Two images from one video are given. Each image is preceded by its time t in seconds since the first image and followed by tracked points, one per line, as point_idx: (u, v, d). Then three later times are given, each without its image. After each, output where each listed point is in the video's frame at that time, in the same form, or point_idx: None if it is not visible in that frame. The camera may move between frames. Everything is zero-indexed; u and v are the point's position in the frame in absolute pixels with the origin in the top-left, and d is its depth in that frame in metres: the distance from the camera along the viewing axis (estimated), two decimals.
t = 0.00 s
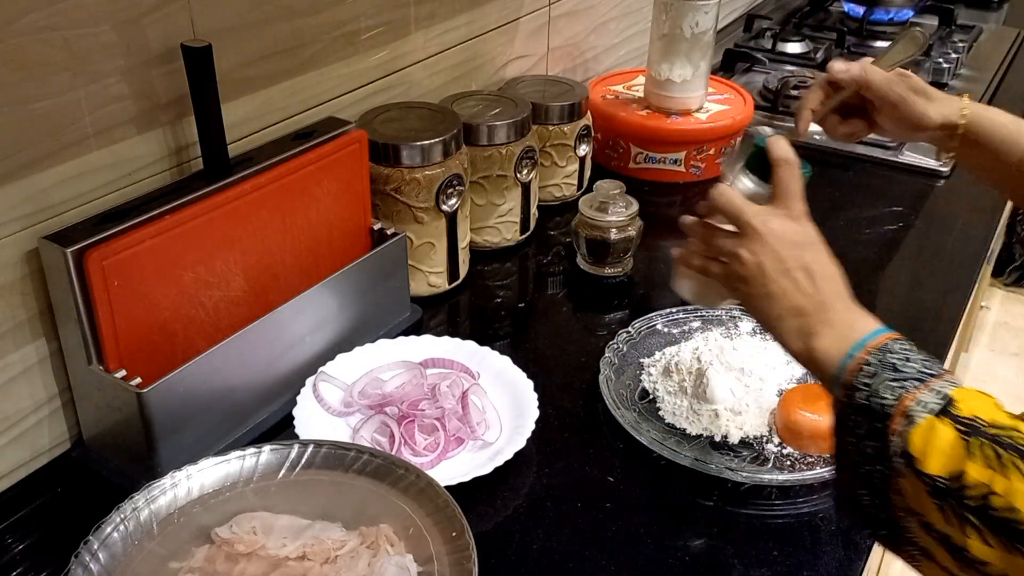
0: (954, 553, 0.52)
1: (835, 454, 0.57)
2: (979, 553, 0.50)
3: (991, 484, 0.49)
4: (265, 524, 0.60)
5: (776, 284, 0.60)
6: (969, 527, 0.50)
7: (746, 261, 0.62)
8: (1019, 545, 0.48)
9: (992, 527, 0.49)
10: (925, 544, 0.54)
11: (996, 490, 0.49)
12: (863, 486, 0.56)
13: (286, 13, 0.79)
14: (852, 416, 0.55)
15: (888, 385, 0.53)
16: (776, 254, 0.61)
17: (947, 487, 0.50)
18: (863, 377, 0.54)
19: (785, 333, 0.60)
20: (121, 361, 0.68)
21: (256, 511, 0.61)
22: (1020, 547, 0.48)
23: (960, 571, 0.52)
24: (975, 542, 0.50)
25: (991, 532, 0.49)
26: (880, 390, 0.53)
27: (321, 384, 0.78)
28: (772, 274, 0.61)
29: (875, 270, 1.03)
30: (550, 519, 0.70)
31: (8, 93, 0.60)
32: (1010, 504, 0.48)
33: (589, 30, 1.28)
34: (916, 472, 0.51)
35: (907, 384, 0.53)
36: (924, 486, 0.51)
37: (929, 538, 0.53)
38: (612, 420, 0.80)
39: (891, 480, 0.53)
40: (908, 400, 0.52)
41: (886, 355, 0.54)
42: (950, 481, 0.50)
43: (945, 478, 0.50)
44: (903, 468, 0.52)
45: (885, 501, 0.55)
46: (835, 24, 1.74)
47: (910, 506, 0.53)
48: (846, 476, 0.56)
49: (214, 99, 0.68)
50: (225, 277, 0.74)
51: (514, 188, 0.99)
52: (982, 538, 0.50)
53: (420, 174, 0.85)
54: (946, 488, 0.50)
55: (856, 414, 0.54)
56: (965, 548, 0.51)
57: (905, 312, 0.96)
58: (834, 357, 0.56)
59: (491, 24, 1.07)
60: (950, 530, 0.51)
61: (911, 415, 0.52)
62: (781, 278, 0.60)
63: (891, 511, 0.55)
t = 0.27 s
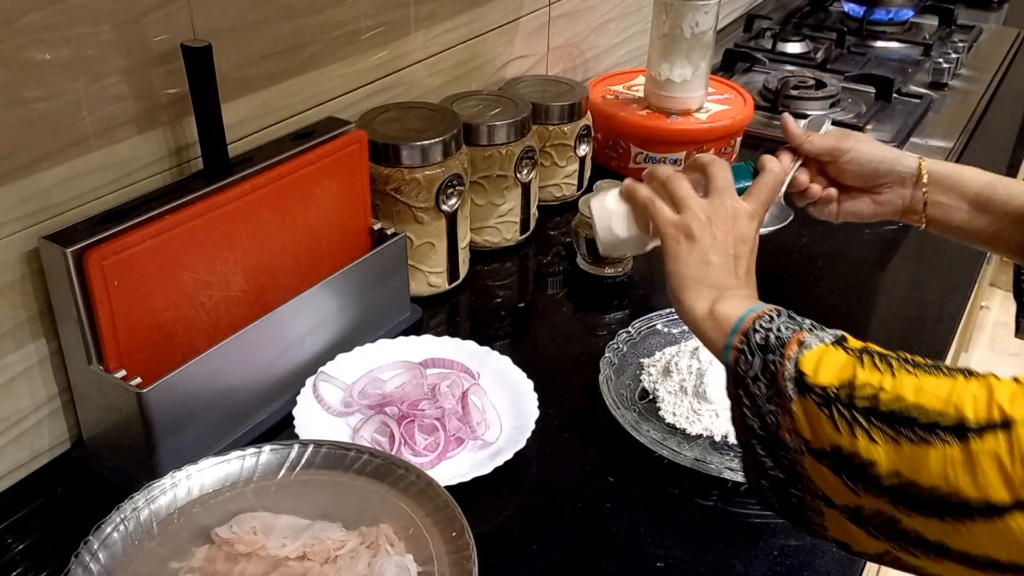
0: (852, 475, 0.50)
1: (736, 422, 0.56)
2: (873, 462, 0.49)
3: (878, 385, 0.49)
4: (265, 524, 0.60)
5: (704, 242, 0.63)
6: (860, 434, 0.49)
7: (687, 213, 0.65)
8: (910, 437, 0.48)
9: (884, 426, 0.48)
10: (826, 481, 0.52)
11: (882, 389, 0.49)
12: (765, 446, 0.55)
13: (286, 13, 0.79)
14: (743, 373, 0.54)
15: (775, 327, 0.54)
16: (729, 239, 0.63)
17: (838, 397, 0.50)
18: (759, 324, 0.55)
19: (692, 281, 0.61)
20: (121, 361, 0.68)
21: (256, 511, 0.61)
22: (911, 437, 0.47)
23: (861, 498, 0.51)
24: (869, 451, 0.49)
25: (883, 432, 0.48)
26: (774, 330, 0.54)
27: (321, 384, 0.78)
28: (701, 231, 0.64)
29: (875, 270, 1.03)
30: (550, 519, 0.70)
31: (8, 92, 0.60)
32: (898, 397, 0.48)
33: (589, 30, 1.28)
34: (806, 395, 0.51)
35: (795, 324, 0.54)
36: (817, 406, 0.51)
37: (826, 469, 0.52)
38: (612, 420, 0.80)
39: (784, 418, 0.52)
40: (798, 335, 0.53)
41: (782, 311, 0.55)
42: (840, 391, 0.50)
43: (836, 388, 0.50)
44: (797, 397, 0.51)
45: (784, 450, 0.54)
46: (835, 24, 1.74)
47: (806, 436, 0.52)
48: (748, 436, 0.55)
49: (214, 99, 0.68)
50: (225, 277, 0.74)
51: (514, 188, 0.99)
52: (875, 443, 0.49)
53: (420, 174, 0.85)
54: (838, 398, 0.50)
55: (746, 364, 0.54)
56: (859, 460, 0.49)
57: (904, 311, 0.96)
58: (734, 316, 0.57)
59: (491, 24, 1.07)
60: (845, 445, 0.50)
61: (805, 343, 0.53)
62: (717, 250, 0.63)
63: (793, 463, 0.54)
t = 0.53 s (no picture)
0: (806, 380, 0.50)
1: (694, 358, 0.57)
2: (830, 355, 0.49)
3: (842, 289, 0.50)
4: (265, 524, 0.60)
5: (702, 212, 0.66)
6: (820, 330, 0.49)
7: (695, 178, 0.68)
8: (868, 325, 0.48)
9: (844, 319, 0.49)
10: (779, 396, 0.52)
11: (846, 291, 0.50)
12: (720, 378, 0.56)
13: (286, 13, 0.79)
14: (704, 301, 0.55)
15: (741, 260, 0.55)
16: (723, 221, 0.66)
17: (801, 300, 0.50)
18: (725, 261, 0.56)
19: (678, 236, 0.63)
20: (121, 361, 0.68)
21: (256, 511, 0.61)
22: (870, 324, 0.48)
23: (815, 407, 0.50)
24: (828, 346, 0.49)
25: (842, 324, 0.49)
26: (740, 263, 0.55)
27: (322, 384, 0.78)
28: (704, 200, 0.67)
29: (875, 270, 1.03)
30: (550, 519, 0.70)
31: (8, 92, 0.60)
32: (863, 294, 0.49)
33: (589, 30, 1.28)
34: (768, 306, 0.51)
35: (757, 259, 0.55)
36: (778, 313, 0.51)
37: (780, 381, 0.52)
38: (612, 421, 0.80)
39: (739, 337, 0.53)
40: (764, 264, 0.54)
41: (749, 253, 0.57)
42: (802, 294, 0.51)
43: (798, 293, 0.51)
44: (757, 309, 0.52)
45: (739, 376, 0.54)
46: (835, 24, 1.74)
47: (760, 348, 0.52)
48: (704, 371, 0.57)
49: (213, 99, 0.68)
50: (225, 277, 0.74)
51: (514, 188, 0.99)
52: (834, 337, 0.49)
53: (420, 174, 0.85)
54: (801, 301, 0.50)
55: (709, 290, 0.55)
56: (816, 355, 0.49)
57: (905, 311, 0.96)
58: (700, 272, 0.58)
59: (491, 24, 1.07)
60: (803, 344, 0.50)
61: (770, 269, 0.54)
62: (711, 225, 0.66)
63: (746, 389, 0.54)
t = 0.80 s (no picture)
0: (803, 358, 0.50)
1: (692, 348, 0.57)
2: (828, 330, 0.49)
3: (842, 270, 0.51)
4: (265, 524, 0.60)
5: (715, 214, 0.70)
6: (819, 306, 0.50)
7: (713, 180, 0.72)
8: (866, 300, 0.48)
9: (843, 295, 0.49)
10: (775, 376, 0.52)
11: (845, 271, 0.51)
12: (717, 365, 0.56)
13: (286, 13, 0.79)
14: (704, 288, 0.55)
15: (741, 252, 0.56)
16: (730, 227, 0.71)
17: (800, 280, 0.51)
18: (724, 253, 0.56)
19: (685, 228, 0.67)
20: (121, 361, 0.68)
21: (256, 511, 0.61)
22: (869, 298, 0.48)
23: (812, 386, 0.50)
24: (825, 322, 0.49)
25: (841, 300, 0.49)
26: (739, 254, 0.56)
27: (321, 384, 0.78)
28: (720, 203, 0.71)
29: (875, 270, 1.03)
30: (550, 519, 0.70)
31: (8, 93, 0.60)
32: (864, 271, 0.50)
33: (589, 30, 1.28)
34: (768, 288, 0.52)
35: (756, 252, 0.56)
36: (778, 293, 0.51)
37: (776, 360, 0.52)
38: (612, 421, 0.80)
39: (736, 320, 0.53)
40: (764, 254, 0.55)
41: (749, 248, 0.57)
42: (802, 275, 0.51)
43: (798, 274, 0.51)
44: (756, 291, 0.52)
45: (735, 361, 0.54)
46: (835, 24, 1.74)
47: (757, 327, 0.52)
48: (702, 360, 0.57)
49: (213, 99, 0.68)
50: (225, 277, 0.74)
51: (514, 188, 0.99)
52: (832, 312, 0.49)
53: (420, 175, 0.85)
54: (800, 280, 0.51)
55: (709, 278, 0.55)
56: (814, 331, 0.50)
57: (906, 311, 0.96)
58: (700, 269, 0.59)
59: (491, 24, 1.07)
60: (801, 321, 0.50)
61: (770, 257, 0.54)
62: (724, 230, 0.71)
63: (742, 375, 0.54)
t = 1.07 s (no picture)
0: (799, 351, 0.51)
1: (694, 350, 0.59)
2: (824, 320, 0.50)
3: (838, 265, 0.51)
4: (265, 524, 0.60)
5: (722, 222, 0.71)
6: (814, 298, 0.50)
7: (722, 189, 0.72)
8: (861, 290, 0.49)
9: (838, 286, 0.50)
10: (774, 371, 0.53)
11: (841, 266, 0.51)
12: (717, 365, 0.57)
13: (286, 13, 0.79)
14: (704, 289, 0.57)
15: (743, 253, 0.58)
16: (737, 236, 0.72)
17: (797, 275, 0.52)
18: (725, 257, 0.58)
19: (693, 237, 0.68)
20: (121, 361, 0.68)
21: (255, 511, 0.61)
22: (863, 289, 0.49)
23: (808, 378, 0.51)
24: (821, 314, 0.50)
25: (836, 291, 0.50)
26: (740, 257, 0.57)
27: (321, 384, 0.78)
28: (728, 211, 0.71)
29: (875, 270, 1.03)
30: (550, 519, 0.70)
31: (8, 93, 0.60)
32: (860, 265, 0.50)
33: (589, 30, 1.28)
34: (766, 285, 0.53)
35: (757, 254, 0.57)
36: (775, 289, 0.52)
37: (774, 356, 0.52)
38: (612, 421, 0.80)
39: (734, 318, 0.54)
40: (765, 256, 0.56)
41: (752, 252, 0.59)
42: (799, 271, 0.52)
43: (795, 270, 0.52)
44: (755, 289, 0.53)
45: (733, 360, 0.55)
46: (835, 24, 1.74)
47: (755, 323, 0.53)
48: (702, 361, 0.58)
49: (213, 98, 0.68)
50: (225, 277, 0.74)
51: (514, 188, 0.99)
52: (827, 304, 0.50)
53: (420, 175, 0.85)
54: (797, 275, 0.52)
55: (710, 279, 0.57)
56: (810, 323, 0.50)
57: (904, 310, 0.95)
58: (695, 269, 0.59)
59: (491, 24, 1.07)
60: (797, 314, 0.51)
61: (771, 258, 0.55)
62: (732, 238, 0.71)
63: (740, 373, 0.55)
